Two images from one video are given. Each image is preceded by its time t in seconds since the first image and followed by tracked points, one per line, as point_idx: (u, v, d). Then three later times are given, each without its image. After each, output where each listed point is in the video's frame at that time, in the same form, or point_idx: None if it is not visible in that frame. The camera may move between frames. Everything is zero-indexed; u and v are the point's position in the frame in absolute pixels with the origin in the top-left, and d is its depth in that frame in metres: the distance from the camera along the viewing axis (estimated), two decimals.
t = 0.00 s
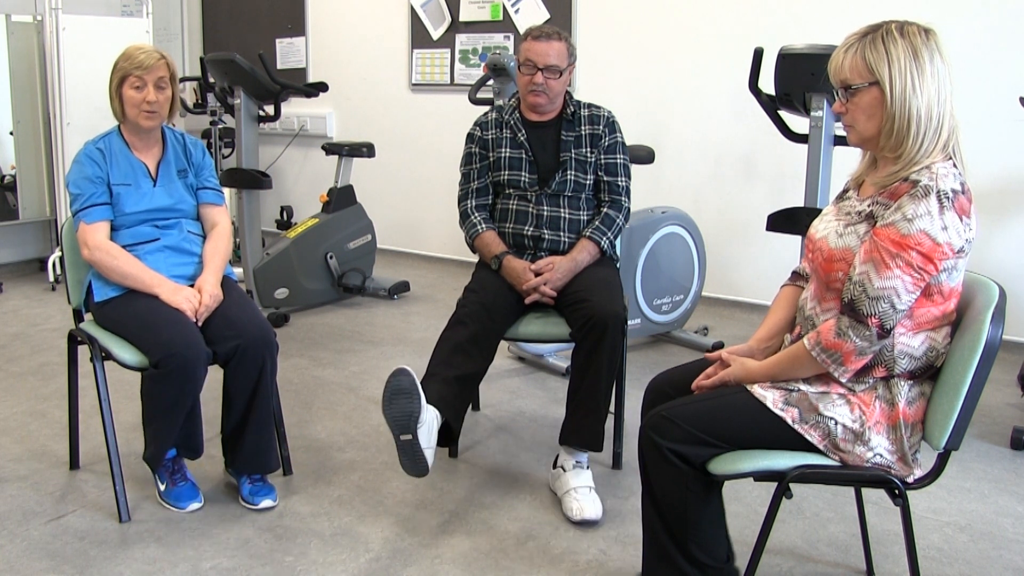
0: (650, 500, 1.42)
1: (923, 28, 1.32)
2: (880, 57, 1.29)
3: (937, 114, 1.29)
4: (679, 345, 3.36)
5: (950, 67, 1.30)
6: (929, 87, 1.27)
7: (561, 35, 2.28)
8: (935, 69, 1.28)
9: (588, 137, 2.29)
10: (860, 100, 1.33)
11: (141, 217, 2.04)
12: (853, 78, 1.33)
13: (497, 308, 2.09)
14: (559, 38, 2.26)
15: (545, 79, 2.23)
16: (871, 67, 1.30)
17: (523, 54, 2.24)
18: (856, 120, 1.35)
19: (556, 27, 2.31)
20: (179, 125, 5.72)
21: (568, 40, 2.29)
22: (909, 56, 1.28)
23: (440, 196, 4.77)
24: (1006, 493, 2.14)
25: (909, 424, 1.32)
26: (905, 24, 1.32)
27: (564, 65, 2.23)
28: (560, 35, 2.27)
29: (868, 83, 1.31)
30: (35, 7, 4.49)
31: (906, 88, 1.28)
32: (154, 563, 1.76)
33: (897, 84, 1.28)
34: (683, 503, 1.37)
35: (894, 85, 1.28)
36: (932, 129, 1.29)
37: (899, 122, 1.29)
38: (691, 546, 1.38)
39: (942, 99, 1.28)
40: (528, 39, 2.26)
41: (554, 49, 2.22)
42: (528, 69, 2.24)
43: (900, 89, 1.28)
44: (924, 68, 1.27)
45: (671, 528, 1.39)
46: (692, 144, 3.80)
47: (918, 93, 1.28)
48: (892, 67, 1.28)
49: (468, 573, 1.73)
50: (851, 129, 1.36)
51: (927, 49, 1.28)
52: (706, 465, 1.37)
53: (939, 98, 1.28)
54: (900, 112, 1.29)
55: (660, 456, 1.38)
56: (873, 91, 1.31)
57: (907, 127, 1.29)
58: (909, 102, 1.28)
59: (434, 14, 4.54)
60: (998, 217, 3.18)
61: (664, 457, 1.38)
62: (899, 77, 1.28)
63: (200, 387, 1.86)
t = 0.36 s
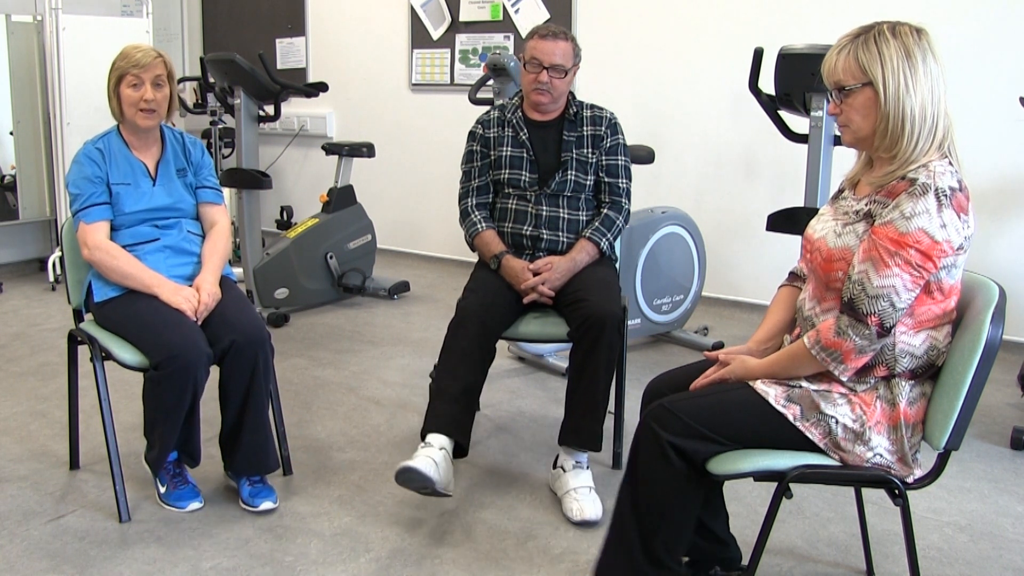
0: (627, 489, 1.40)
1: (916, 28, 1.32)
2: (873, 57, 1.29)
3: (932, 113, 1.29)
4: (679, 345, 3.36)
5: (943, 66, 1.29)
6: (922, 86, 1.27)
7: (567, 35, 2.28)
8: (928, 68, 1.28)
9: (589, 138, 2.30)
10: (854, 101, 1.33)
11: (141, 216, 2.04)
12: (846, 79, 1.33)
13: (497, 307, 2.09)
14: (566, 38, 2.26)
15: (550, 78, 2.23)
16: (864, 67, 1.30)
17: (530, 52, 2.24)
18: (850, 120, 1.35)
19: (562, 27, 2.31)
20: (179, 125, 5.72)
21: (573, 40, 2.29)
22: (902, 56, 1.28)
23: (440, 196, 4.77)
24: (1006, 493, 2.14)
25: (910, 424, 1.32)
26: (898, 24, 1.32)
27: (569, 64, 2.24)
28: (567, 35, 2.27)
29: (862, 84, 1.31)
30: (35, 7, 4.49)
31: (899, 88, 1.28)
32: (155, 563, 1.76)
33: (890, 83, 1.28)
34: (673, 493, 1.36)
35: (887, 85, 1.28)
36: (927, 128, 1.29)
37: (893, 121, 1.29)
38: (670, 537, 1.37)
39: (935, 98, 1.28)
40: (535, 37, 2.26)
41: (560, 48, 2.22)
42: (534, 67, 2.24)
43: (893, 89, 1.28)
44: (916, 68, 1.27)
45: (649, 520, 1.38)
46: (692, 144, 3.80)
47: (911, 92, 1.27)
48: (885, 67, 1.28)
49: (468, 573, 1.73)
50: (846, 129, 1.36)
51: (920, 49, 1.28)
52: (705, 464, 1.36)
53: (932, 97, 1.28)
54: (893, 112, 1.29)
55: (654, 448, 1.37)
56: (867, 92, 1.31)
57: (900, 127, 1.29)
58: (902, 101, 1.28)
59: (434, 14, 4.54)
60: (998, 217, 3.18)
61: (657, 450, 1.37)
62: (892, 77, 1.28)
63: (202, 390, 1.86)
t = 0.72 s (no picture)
0: (591, 469, 1.38)
1: (911, 28, 1.32)
2: (868, 57, 1.29)
3: (927, 113, 1.29)
4: (679, 345, 3.36)
5: (938, 67, 1.30)
6: (917, 86, 1.28)
7: (564, 35, 2.27)
8: (923, 69, 1.28)
9: (587, 137, 2.29)
10: (849, 101, 1.33)
11: (141, 216, 2.04)
12: (841, 79, 1.33)
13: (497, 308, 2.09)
14: (562, 37, 2.25)
15: (547, 78, 2.23)
16: (859, 68, 1.30)
17: (526, 53, 2.24)
18: (846, 120, 1.35)
19: (559, 26, 2.30)
20: (179, 125, 5.72)
21: (570, 39, 2.28)
22: (897, 56, 1.28)
23: (440, 196, 4.77)
24: (1006, 493, 2.14)
25: (910, 424, 1.32)
26: (893, 24, 1.32)
27: (566, 64, 2.23)
28: (563, 35, 2.26)
29: (857, 84, 1.31)
30: (35, 7, 4.48)
31: (894, 88, 1.28)
32: (154, 563, 1.76)
33: (885, 84, 1.28)
34: (638, 490, 1.36)
35: (882, 86, 1.28)
36: (923, 129, 1.29)
37: (888, 122, 1.30)
38: (606, 524, 1.37)
39: (931, 99, 1.28)
40: (532, 37, 2.25)
41: (557, 48, 2.22)
42: (530, 68, 2.23)
43: (888, 90, 1.28)
44: (912, 68, 1.27)
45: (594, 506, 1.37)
46: (692, 144, 3.80)
47: (906, 93, 1.28)
48: (881, 68, 1.28)
49: (468, 573, 1.73)
50: (841, 129, 1.36)
51: (915, 49, 1.28)
52: (706, 465, 1.36)
53: (928, 97, 1.28)
54: (889, 113, 1.29)
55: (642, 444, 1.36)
56: (862, 92, 1.31)
57: (896, 128, 1.29)
58: (897, 102, 1.28)
59: (434, 14, 4.54)
60: (998, 217, 3.18)
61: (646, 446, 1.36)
62: (887, 77, 1.28)
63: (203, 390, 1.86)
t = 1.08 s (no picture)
0: (588, 443, 1.41)
1: (918, 29, 1.32)
2: (874, 59, 1.29)
3: (933, 116, 1.29)
4: (679, 345, 3.36)
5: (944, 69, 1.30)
6: (923, 89, 1.28)
7: (524, 35, 2.22)
8: (929, 71, 1.28)
9: (566, 134, 2.27)
10: (854, 102, 1.33)
11: (142, 217, 2.04)
12: (847, 80, 1.33)
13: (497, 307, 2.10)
14: (523, 40, 2.21)
15: (515, 86, 2.21)
16: (865, 69, 1.30)
17: (488, 63, 2.20)
18: (851, 121, 1.35)
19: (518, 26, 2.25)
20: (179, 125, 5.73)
21: (532, 39, 2.24)
22: (903, 58, 1.28)
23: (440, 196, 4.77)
24: (1006, 493, 2.14)
25: (910, 424, 1.32)
26: (900, 25, 1.32)
27: (531, 68, 2.20)
28: (525, 36, 2.22)
29: (863, 85, 1.31)
30: (35, 7, 4.49)
31: (900, 91, 1.28)
32: (154, 563, 1.76)
33: (891, 86, 1.28)
34: (627, 472, 1.38)
35: (888, 88, 1.28)
36: (928, 132, 1.29)
37: (893, 124, 1.30)
38: (589, 495, 1.40)
39: (937, 101, 1.29)
40: (491, 45, 2.20)
41: (519, 53, 2.18)
42: (496, 77, 2.21)
43: (894, 91, 1.28)
44: (918, 70, 1.27)
45: (580, 478, 1.40)
46: (692, 144, 3.81)
47: (912, 95, 1.28)
48: (887, 70, 1.28)
49: (468, 573, 1.73)
50: (846, 130, 1.36)
51: (922, 51, 1.28)
52: (706, 463, 1.37)
53: (934, 100, 1.28)
54: (894, 115, 1.29)
55: (642, 428, 1.39)
56: (868, 93, 1.31)
57: (901, 130, 1.29)
58: (903, 105, 1.28)
59: (434, 14, 4.55)
60: (998, 217, 3.19)
61: (646, 432, 1.38)
62: (893, 79, 1.28)
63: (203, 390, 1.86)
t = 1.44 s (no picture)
0: (587, 446, 1.40)
1: (927, 30, 1.32)
2: (882, 58, 1.29)
3: (939, 117, 1.29)
4: (678, 344, 3.36)
5: (952, 70, 1.30)
6: (931, 90, 1.28)
7: (505, 36, 2.18)
8: (937, 72, 1.28)
9: (558, 132, 2.26)
10: (861, 101, 1.33)
11: (142, 216, 2.04)
12: (854, 79, 1.33)
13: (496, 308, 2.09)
14: (505, 40, 2.18)
15: (504, 89, 2.19)
16: (873, 68, 1.30)
17: (473, 70, 2.18)
18: (857, 120, 1.35)
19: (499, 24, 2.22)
20: (179, 125, 5.73)
21: (513, 37, 2.20)
22: (912, 58, 1.28)
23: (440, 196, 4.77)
24: (1006, 493, 2.14)
25: (910, 424, 1.32)
26: (909, 25, 1.32)
27: (516, 68, 2.18)
28: (505, 36, 2.18)
29: (870, 84, 1.31)
30: (35, 7, 4.48)
31: (908, 91, 1.28)
32: (155, 563, 1.76)
33: (899, 86, 1.28)
34: (627, 475, 1.38)
35: (895, 88, 1.28)
36: (934, 133, 1.29)
37: (900, 124, 1.30)
38: (590, 498, 1.40)
39: (944, 102, 1.29)
40: (473, 51, 2.18)
41: (503, 56, 2.16)
42: (483, 82, 2.19)
43: (901, 92, 1.28)
44: (926, 71, 1.27)
45: (580, 481, 1.40)
46: (692, 144, 3.80)
47: (919, 96, 1.28)
48: (894, 69, 1.28)
49: (468, 573, 1.73)
50: (851, 129, 1.36)
51: (930, 52, 1.28)
52: (707, 464, 1.36)
53: (941, 101, 1.28)
54: (901, 115, 1.29)
55: (642, 430, 1.39)
56: (874, 93, 1.31)
57: (907, 131, 1.29)
58: (910, 105, 1.28)
59: (434, 14, 4.55)
60: (998, 217, 3.19)
61: (646, 434, 1.38)
62: (901, 80, 1.28)
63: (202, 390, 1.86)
